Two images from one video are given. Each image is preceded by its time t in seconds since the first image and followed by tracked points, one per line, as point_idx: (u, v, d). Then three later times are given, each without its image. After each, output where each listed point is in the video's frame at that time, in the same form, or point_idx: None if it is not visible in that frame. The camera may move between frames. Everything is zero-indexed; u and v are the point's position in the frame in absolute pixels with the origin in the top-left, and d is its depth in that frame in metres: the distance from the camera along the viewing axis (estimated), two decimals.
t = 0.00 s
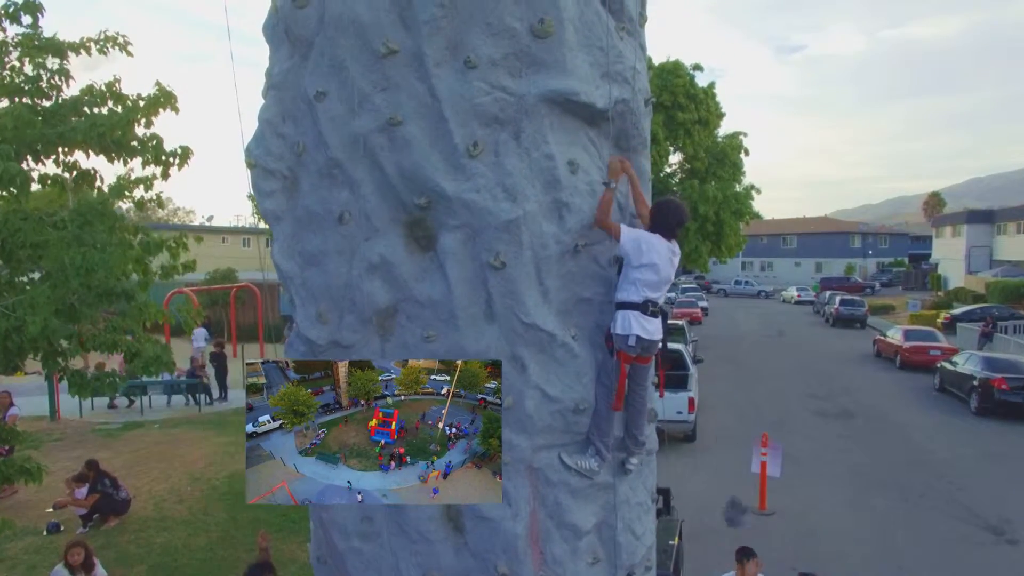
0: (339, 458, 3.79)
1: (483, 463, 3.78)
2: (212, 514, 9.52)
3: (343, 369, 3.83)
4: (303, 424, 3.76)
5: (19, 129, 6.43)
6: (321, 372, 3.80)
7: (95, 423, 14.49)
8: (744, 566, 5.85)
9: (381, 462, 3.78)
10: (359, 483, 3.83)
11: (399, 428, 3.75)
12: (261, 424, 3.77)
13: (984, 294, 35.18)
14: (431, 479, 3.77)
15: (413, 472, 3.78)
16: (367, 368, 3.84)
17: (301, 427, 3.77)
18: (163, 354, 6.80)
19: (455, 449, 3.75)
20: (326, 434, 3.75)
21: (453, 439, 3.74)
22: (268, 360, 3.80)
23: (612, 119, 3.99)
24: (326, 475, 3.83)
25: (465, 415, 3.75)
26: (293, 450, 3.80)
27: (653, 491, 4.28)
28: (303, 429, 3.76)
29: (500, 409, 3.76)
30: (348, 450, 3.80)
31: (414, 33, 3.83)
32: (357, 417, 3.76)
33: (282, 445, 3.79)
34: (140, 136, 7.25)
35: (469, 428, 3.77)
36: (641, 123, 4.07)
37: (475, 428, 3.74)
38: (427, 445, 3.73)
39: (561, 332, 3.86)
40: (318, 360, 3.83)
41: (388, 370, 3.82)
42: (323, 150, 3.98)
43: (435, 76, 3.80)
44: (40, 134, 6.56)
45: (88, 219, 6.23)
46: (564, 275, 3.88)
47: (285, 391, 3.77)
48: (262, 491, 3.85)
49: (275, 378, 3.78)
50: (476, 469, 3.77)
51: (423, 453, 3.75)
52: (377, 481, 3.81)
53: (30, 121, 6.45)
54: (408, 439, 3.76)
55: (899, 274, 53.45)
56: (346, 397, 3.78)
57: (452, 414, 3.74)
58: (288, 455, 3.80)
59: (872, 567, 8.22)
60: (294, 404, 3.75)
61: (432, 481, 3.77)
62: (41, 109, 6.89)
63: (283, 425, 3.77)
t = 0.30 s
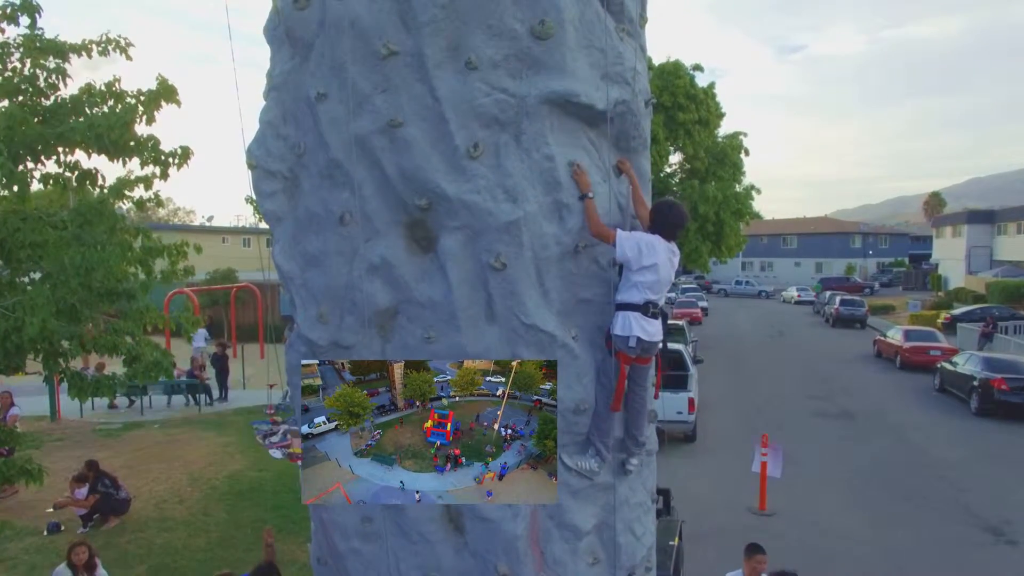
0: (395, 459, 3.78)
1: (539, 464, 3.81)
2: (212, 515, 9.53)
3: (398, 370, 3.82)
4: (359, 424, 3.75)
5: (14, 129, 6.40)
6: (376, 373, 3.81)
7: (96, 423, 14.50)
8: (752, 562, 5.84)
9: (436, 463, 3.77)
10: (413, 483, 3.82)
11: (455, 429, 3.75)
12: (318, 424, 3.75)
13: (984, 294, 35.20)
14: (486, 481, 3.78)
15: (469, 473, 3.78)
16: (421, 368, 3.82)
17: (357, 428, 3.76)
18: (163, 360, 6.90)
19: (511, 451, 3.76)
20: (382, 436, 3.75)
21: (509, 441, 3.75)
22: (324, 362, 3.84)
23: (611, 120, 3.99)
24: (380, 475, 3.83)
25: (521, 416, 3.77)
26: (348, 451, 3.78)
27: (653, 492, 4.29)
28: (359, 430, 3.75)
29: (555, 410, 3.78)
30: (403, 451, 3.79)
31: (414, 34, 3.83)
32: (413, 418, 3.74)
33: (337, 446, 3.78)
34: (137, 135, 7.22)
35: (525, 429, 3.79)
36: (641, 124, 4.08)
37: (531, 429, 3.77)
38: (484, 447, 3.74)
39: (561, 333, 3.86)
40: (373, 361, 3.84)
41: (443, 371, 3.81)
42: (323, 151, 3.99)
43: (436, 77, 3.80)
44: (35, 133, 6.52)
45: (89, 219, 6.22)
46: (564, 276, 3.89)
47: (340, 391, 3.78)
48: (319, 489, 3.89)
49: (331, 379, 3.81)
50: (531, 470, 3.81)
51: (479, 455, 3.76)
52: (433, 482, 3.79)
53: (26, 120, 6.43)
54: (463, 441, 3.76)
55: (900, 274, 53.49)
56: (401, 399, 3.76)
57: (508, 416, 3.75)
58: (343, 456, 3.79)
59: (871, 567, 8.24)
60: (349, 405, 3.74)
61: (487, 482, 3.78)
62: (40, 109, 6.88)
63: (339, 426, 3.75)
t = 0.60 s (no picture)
0: (450, 460, 3.91)
1: (594, 465, 3.91)
2: (212, 515, 9.54)
3: (453, 371, 3.90)
4: (414, 425, 3.90)
5: (15, 128, 6.38)
6: (433, 375, 3.90)
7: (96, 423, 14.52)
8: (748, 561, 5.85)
9: (492, 464, 3.88)
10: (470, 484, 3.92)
11: (510, 430, 3.87)
12: (373, 426, 3.98)
13: (984, 294, 35.22)
14: (542, 483, 3.88)
15: (525, 475, 3.87)
16: (478, 371, 3.90)
17: (412, 429, 3.91)
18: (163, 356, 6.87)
19: (566, 452, 3.88)
20: (437, 436, 3.89)
21: (564, 442, 3.87)
22: (380, 365, 3.97)
23: (611, 120, 4.00)
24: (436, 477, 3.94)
25: (576, 418, 3.89)
26: (404, 451, 3.94)
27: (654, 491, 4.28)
28: (414, 431, 3.90)
29: (609, 413, 3.90)
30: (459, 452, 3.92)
31: (414, 34, 3.84)
32: (468, 420, 3.88)
33: (394, 447, 3.96)
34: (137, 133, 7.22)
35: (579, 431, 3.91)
36: (641, 124, 4.09)
37: (585, 431, 3.88)
38: (538, 448, 3.86)
39: (561, 332, 3.88)
40: (429, 363, 3.91)
41: (498, 374, 3.87)
42: (324, 151, 4.00)
43: (436, 77, 3.81)
44: (32, 130, 6.49)
45: (90, 219, 6.23)
46: (564, 275, 3.90)
47: (397, 393, 3.93)
48: (376, 490, 4.01)
49: (387, 381, 3.96)
50: (587, 471, 3.91)
51: (534, 456, 3.87)
52: (488, 484, 3.88)
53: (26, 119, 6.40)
54: (518, 442, 3.88)
55: (899, 274, 53.53)
56: (457, 400, 3.87)
57: (563, 418, 3.87)
58: (399, 456, 3.95)
59: (871, 567, 8.25)
60: (406, 407, 3.90)
61: (542, 484, 3.87)
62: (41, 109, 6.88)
63: (394, 427, 3.95)
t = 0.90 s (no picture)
0: (506, 462, 3.68)
1: (650, 467, 3.70)
2: (212, 514, 9.55)
3: (509, 372, 3.70)
4: (470, 427, 3.65)
5: (21, 128, 6.46)
6: (489, 376, 3.69)
7: (96, 424, 14.54)
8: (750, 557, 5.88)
9: (548, 466, 3.67)
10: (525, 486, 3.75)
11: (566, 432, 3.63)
12: (428, 428, 3.75)
13: (983, 294, 35.28)
14: (597, 485, 3.71)
15: (580, 476, 3.70)
16: (533, 371, 3.71)
17: (467, 431, 3.66)
18: (163, 352, 6.90)
19: (623, 454, 3.65)
20: (493, 438, 3.65)
21: (620, 444, 3.64)
22: (435, 365, 3.77)
23: (608, 118, 4.04)
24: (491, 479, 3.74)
25: (632, 419, 3.65)
26: (459, 454, 3.70)
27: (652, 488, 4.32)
28: (470, 433, 3.65)
29: (664, 413, 3.66)
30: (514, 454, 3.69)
31: (413, 32, 3.85)
32: (524, 422, 3.63)
33: (449, 449, 3.74)
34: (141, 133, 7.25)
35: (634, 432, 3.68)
36: (637, 122, 4.14)
37: (642, 433, 3.64)
38: (595, 450, 3.64)
39: (559, 329, 3.88)
40: (484, 363, 3.72)
41: (554, 375, 3.69)
42: (324, 149, 4.02)
43: (435, 75, 3.82)
44: (39, 131, 6.51)
45: (91, 218, 6.19)
46: (562, 273, 3.92)
47: (452, 395, 3.70)
48: (431, 492, 3.84)
49: (442, 382, 3.74)
50: (643, 472, 3.70)
51: (589, 458, 3.67)
52: (544, 485, 3.71)
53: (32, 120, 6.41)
54: (574, 444, 3.66)
55: (898, 273, 53.61)
56: (513, 402, 3.64)
57: (619, 419, 3.63)
58: (454, 459, 3.72)
59: (870, 566, 8.27)
60: (461, 408, 3.65)
61: (598, 486, 3.70)
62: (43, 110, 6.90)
63: (449, 428, 3.71)
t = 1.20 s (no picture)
0: (561, 463, 3.66)
1: (705, 468, 3.64)
2: (212, 514, 9.58)
3: (564, 374, 3.67)
4: (526, 429, 3.62)
5: (31, 132, 6.45)
6: (545, 378, 3.65)
7: (97, 424, 14.56)
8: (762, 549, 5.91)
9: (603, 468, 3.65)
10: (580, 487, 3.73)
11: (621, 434, 3.61)
12: (484, 429, 3.70)
13: (981, 293, 35.37)
14: (653, 486, 3.65)
15: (635, 478, 3.66)
16: (588, 373, 3.66)
17: (523, 432, 3.63)
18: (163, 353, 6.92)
19: (678, 455, 3.62)
20: (548, 440, 3.62)
21: (675, 445, 3.61)
22: (491, 367, 3.72)
23: (603, 119, 4.09)
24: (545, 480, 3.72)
25: (686, 420, 3.61)
26: (515, 455, 3.67)
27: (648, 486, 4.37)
28: (526, 434, 3.62)
29: (719, 415, 3.61)
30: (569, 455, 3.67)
31: (410, 33, 3.87)
32: (579, 423, 3.61)
33: (504, 451, 3.69)
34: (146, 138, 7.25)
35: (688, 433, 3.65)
36: (632, 122, 4.19)
37: (697, 434, 3.60)
38: (650, 452, 3.61)
39: (555, 327, 3.91)
40: (540, 364, 3.67)
41: (609, 377, 3.63)
42: (322, 149, 4.05)
43: (432, 76, 3.84)
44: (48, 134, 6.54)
45: (93, 218, 6.23)
46: (558, 272, 3.95)
47: (508, 396, 3.65)
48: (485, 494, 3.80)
49: (498, 384, 3.70)
50: (698, 474, 3.63)
51: (644, 459, 3.64)
52: (599, 486, 3.68)
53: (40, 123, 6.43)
54: (629, 445, 3.63)
55: (897, 273, 53.71)
56: (569, 403, 3.62)
57: (674, 421, 3.60)
58: (509, 460, 3.69)
59: (866, 564, 8.31)
60: (518, 409, 3.61)
61: (653, 488, 3.64)
62: (47, 112, 6.92)
63: (504, 430, 3.66)
